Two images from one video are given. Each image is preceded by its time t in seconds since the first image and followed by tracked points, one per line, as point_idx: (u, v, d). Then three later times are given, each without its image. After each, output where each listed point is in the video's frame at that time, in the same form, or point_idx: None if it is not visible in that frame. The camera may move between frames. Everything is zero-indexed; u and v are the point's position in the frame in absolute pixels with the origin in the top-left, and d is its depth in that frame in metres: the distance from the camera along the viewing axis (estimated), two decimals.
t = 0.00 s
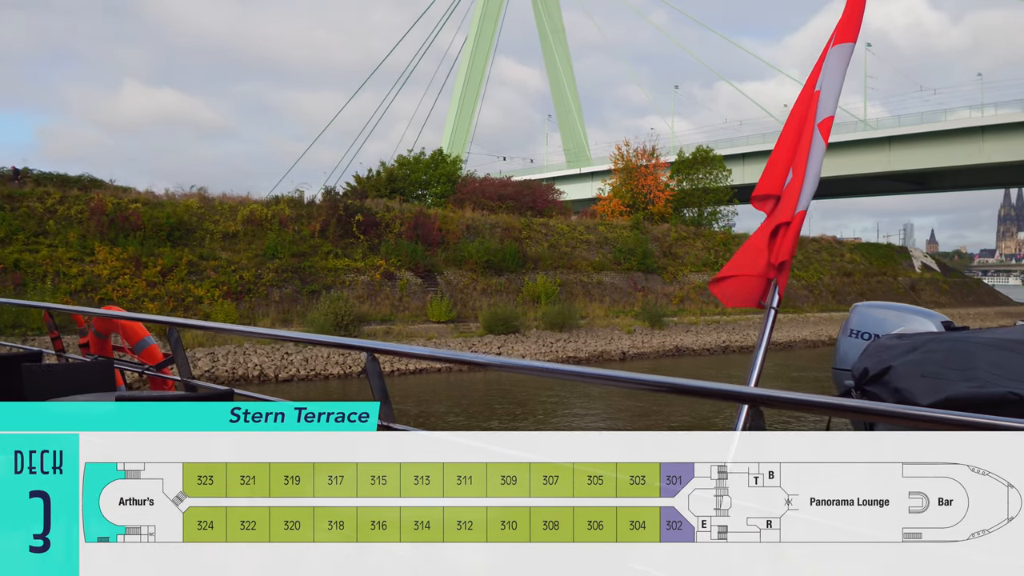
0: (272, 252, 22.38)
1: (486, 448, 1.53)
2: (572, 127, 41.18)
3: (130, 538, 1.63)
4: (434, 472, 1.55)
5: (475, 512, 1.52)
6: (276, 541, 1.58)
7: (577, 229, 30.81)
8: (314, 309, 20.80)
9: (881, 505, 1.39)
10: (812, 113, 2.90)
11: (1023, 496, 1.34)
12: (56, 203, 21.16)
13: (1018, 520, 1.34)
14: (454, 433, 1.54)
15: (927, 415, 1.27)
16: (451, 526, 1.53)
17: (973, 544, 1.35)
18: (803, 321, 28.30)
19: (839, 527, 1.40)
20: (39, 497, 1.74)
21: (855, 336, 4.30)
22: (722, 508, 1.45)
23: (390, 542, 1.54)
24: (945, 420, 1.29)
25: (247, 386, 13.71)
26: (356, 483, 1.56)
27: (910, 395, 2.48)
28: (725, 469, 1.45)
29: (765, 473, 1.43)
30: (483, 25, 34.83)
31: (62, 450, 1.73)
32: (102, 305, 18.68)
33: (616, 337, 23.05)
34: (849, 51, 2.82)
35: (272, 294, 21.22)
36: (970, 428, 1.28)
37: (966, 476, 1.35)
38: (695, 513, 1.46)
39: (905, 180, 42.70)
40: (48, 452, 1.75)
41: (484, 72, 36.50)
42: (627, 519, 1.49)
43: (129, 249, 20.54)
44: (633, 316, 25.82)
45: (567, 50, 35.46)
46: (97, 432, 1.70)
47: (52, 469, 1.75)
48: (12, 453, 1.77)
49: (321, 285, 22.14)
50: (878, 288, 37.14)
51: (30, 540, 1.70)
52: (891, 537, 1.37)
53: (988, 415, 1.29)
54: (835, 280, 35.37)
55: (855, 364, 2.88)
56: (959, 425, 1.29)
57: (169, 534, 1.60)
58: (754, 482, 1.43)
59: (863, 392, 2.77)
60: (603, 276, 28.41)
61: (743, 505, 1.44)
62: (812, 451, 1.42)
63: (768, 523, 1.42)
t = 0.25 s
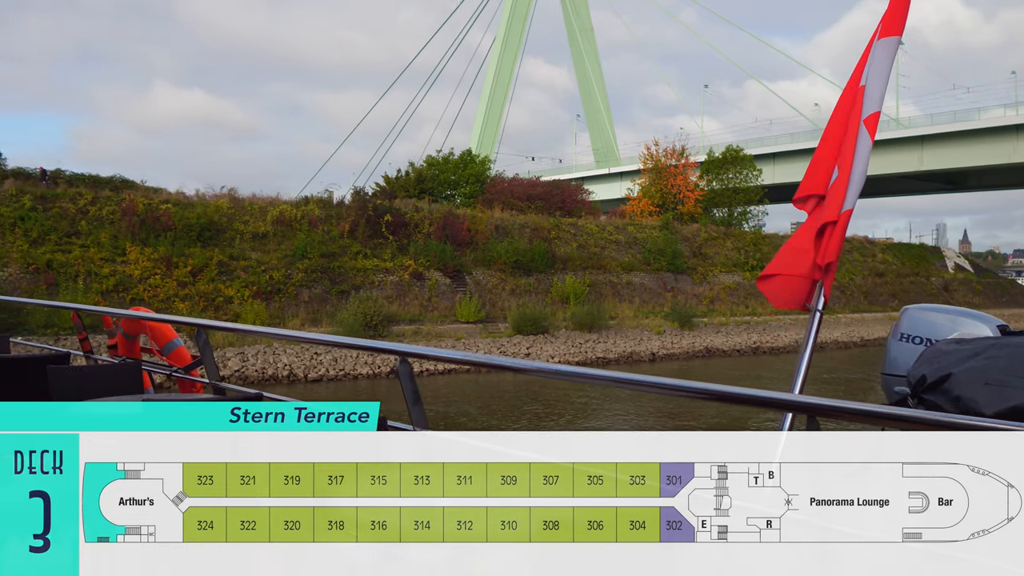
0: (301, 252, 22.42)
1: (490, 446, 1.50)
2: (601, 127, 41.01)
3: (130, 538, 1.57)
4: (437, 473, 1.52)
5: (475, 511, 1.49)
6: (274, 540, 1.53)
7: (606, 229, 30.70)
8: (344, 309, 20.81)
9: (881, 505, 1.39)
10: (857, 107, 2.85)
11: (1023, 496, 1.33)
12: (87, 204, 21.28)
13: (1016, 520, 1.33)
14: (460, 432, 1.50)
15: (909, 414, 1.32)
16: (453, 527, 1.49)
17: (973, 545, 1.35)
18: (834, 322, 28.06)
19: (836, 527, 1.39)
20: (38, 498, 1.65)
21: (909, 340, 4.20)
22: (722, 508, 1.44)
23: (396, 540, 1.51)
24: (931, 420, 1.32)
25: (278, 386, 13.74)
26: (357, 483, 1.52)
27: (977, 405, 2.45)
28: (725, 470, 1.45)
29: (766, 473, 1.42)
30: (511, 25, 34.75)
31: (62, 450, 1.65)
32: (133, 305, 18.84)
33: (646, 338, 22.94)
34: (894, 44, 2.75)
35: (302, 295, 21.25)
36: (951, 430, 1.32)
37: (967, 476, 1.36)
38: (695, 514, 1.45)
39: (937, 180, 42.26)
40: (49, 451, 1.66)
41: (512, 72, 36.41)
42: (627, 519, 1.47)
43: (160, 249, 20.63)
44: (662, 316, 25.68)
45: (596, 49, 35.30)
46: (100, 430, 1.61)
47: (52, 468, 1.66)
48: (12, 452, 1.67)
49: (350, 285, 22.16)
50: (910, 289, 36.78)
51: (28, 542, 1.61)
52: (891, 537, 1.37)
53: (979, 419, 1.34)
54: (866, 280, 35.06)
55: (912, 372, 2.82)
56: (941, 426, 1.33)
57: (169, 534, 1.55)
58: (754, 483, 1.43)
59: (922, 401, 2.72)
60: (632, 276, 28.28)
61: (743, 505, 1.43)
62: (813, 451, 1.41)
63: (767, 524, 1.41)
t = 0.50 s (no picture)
0: (332, 252, 22.43)
1: (492, 444, 1.40)
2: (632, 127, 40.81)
3: (130, 539, 1.45)
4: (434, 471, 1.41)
5: (475, 512, 1.38)
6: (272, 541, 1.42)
7: (637, 229, 30.54)
8: (374, 309, 20.80)
9: (881, 505, 1.28)
10: (906, 100, 2.83)
11: None
12: (120, 204, 21.42)
13: (1018, 521, 1.24)
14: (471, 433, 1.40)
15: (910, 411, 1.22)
16: (453, 527, 1.39)
17: (973, 546, 1.25)
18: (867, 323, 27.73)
19: (838, 528, 1.28)
20: (39, 498, 1.52)
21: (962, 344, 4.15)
22: (721, 509, 1.33)
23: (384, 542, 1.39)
24: (930, 418, 1.23)
25: (308, 386, 13.78)
26: (356, 483, 1.42)
27: None
28: (724, 470, 1.33)
29: (766, 473, 1.31)
30: (541, 25, 34.64)
31: (62, 449, 1.51)
32: (165, 305, 18.97)
33: (677, 338, 22.76)
34: (943, 36, 2.72)
35: (332, 294, 21.26)
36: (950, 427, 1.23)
37: (967, 476, 1.26)
38: (695, 513, 1.34)
39: (973, 179, 41.69)
40: (48, 451, 1.52)
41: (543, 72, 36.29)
42: (627, 519, 1.37)
43: (192, 249, 20.75)
44: (693, 317, 25.50)
45: (626, 48, 35.11)
46: (104, 429, 1.49)
47: (53, 469, 1.52)
48: (11, 451, 1.54)
49: (380, 285, 22.16)
50: (945, 289, 36.33)
51: (29, 540, 1.49)
52: (893, 539, 1.27)
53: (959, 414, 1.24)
54: (900, 280, 34.66)
55: (973, 376, 2.81)
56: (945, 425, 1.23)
57: (168, 534, 1.44)
58: (754, 483, 1.32)
59: (985, 408, 2.72)
60: (663, 276, 28.11)
61: (744, 504, 1.32)
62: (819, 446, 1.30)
63: (768, 524, 1.31)
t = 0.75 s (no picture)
0: (362, 252, 22.45)
1: (494, 444, 1.42)
2: (661, 126, 40.63)
3: (130, 538, 1.48)
4: (436, 471, 1.43)
5: (475, 513, 1.41)
6: (274, 541, 1.44)
7: (667, 229, 30.39)
8: (403, 309, 20.78)
9: (881, 505, 1.31)
10: (954, 92, 2.77)
11: None
12: (152, 205, 21.54)
13: (1017, 519, 1.26)
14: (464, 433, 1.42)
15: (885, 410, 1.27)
16: (455, 526, 1.41)
17: (972, 545, 1.27)
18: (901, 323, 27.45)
19: (839, 527, 1.31)
20: (39, 498, 1.55)
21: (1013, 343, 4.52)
22: (721, 509, 1.36)
23: (394, 542, 1.42)
24: (929, 420, 1.25)
25: (338, 386, 13.80)
26: (358, 482, 1.44)
27: None
28: (725, 470, 1.36)
29: (765, 473, 1.34)
30: (570, 24, 34.55)
31: (63, 449, 1.54)
32: (196, 305, 19.07)
33: (708, 339, 22.61)
34: (991, 28, 2.63)
35: (362, 294, 21.27)
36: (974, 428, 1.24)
37: (967, 476, 1.28)
38: (695, 513, 1.37)
39: (1008, 178, 41.19)
40: (48, 451, 1.55)
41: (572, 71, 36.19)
42: (627, 519, 1.39)
43: (224, 249, 20.83)
44: (724, 317, 25.33)
45: (655, 47, 34.93)
46: (99, 430, 1.51)
47: (53, 469, 1.55)
48: (11, 452, 1.58)
49: (410, 285, 22.15)
50: (979, 289, 35.93)
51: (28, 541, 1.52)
52: (890, 536, 1.29)
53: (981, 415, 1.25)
54: (934, 281, 34.28)
55: None
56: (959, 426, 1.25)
57: (168, 534, 1.46)
58: (753, 482, 1.35)
59: None
60: (693, 277, 27.95)
61: (744, 503, 1.35)
62: (812, 446, 1.33)
63: (767, 524, 1.34)
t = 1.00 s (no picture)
0: (391, 252, 22.46)
1: (495, 444, 1.43)
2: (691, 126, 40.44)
3: (130, 538, 1.45)
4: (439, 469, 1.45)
5: (476, 512, 1.41)
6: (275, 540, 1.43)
7: (696, 229, 30.21)
8: (432, 309, 20.75)
9: (880, 505, 1.32)
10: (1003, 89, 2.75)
11: None
12: (182, 205, 21.62)
13: (1016, 521, 1.28)
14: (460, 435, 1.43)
15: (871, 404, 1.32)
16: (456, 524, 1.41)
17: (972, 544, 1.29)
18: (934, 324, 27.15)
19: (839, 526, 1.33)
20: (39, 497, 1.50)
21: None
22: (721, 509, 1.37)
23: (397, 541, 1.42)
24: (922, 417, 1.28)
25: (367, 385, 13.79)
26: (357, 482, 1.43)
27: None
28: (725, 470, 1.37)
29: (765, 473, 1.36)
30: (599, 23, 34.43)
31: (62, 449, 1.50)
32: (226, 304, 19.13)
33: (738, 339, 22.45)
34: None
35: (391, 294, 21.26)
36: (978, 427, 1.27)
37: (966, 476, 1.30)
38: (695, 513, 1.38)
39: None
40: (48, 451, 1.51)
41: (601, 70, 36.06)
42: (627, 519, 1.39)
43: (253, 249, 20.90)
44: (755, 317, 25.15)
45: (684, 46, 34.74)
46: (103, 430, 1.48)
47: (54, 468, 1.51)
48: (10, 451, 1.52)
49: (439, 285, 22.13)
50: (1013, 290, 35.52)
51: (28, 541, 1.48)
52: (890, 536, 1.30)
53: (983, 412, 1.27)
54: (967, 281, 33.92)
55: None
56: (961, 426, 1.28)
57: (168, 534, 1.44)
58: (754, 483, 1.36)
59: None
60: (724, 277, 27.76)
61: (744, 502, 1.36)
62: (810, 445, 1.35)
63: (768, 524, 1.35)
